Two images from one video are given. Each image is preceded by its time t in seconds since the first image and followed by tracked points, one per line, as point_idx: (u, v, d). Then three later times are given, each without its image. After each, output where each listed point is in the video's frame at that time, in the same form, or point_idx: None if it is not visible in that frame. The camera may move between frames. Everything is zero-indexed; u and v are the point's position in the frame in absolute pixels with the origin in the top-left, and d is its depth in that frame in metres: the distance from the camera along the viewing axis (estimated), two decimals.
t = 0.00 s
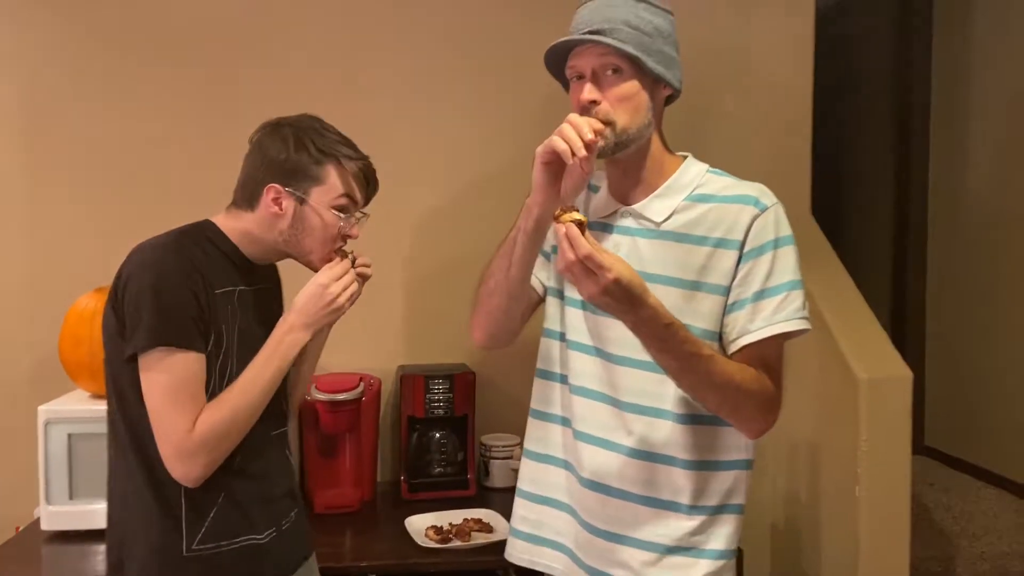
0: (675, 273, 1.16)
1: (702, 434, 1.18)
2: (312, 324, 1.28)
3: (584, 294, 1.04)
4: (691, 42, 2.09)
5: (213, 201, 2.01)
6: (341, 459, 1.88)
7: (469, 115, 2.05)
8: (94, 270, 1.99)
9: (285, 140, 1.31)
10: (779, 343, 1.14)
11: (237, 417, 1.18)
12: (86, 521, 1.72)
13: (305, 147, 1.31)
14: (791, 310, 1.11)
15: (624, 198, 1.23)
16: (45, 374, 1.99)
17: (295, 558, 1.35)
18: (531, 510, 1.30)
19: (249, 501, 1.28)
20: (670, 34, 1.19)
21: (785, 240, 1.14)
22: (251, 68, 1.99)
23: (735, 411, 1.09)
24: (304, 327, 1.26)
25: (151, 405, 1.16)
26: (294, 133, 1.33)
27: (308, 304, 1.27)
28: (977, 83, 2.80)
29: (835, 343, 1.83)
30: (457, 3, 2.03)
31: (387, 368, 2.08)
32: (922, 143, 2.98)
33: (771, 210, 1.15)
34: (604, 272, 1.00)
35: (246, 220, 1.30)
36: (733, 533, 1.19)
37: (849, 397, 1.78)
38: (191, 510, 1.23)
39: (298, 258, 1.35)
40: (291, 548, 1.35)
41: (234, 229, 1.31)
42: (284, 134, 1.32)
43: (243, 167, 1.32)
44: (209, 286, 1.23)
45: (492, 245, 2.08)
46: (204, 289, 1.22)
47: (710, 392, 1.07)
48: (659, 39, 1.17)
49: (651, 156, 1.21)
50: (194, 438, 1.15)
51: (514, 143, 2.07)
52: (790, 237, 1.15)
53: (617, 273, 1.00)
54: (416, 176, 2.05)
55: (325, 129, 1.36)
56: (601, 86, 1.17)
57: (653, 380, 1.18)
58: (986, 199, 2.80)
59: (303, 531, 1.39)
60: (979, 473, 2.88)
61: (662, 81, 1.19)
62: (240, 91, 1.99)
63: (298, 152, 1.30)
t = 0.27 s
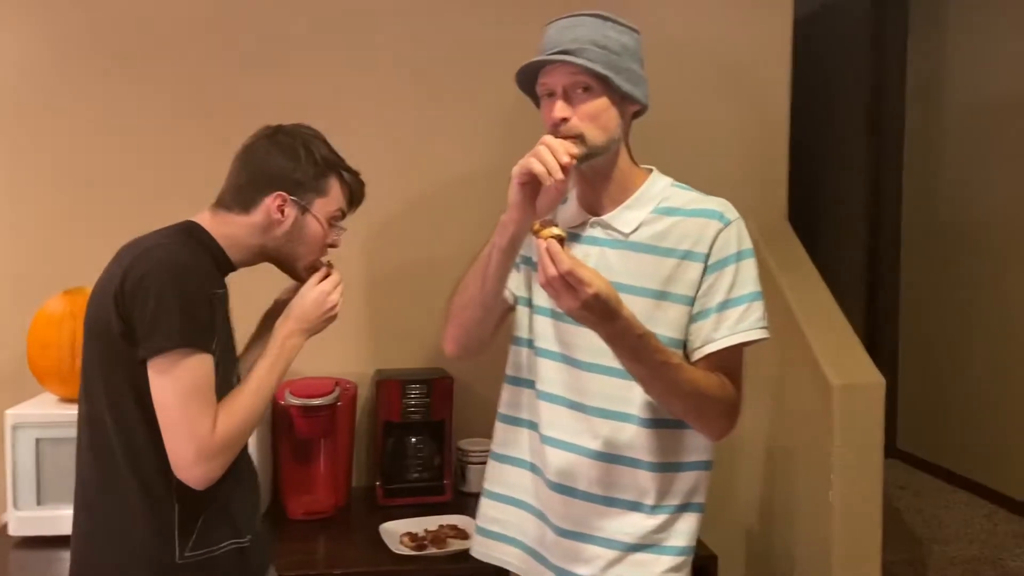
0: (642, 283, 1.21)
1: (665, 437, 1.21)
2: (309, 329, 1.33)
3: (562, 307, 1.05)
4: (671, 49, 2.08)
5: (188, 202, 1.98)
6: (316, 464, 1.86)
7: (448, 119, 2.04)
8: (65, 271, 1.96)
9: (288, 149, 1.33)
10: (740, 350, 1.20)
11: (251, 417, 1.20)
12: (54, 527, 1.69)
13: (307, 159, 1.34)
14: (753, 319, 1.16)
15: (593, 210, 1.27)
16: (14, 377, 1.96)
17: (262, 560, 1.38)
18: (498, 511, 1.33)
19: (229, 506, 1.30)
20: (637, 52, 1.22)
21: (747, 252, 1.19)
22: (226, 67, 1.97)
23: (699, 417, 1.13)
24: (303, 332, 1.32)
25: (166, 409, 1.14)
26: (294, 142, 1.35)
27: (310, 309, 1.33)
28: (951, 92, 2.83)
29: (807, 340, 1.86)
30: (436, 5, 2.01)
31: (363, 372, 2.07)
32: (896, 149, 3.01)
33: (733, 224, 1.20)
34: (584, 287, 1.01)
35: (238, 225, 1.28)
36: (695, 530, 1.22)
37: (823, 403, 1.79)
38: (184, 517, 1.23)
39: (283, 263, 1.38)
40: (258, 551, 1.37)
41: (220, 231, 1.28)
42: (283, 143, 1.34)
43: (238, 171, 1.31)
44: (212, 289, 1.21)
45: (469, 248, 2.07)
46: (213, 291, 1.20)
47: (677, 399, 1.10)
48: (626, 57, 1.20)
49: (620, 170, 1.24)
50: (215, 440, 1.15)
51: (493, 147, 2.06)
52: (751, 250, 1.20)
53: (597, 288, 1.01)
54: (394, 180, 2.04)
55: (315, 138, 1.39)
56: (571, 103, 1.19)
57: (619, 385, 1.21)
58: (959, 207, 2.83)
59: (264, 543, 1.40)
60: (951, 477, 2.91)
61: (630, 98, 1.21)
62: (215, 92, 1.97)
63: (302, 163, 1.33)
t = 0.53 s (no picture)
0: (622, 285, 1.22)
1: (640, 435, 1.22)
2: (303, 328, 1.36)
3: (543, 306, 1.05)
4: (658, 51, 2.10)
5: (173, 198, 1.97)
6: (300, 461, 1.86)
7: (435, 118, 2.04)
8: (48, 266, 1.95)
9: (288, 150, 1.33)
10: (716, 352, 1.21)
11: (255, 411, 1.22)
12: (37, 524, 1.67)
13: (306, 161, 1.34)
14: (728, 323, 1.18)
15: (574, 212, 1.27)
16: None
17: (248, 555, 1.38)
18: (473, 504, 1.33)
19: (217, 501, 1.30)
20: (619, 59, 1.23)
21: (724, 257, 1.21)
22: (213, 63, 1.96)
23: (676, 418, 1.14)
24: (297, 331, 1.34)
25: (179, 404, 1.14)
26: (294, 144, 1.35)
27: (304, 309, 1.36)
28: (934, 95, 2.86)
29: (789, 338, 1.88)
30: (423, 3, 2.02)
31: (348, 370, 2.07)
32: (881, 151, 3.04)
33: (712, 229, 1.22)
34: (566, 287, 1.02)
35: (235, 222, 1.28)
36: (666, 525, 1.23)
37: (805, 403, 1.80)
38: (182, 513, 1.23)
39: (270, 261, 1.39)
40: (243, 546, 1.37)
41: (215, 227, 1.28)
42: (283, 142, 1.34)
43: (236, 167, 1.30)
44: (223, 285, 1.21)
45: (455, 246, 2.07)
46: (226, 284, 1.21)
47: (655, 399, 1.11)
48: (609, 62, 1.21)
49: (601, 174, 1.25)
50: (230, 433, 1.17)
51: (480, 146, 2.06)
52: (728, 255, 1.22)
53: (579, 287, 1.02)
54: (381, 178, 2.04)
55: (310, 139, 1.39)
56: (554, 105, 1.20)
57: (598, 384, 1.22)
58: (942, 209, 2.86)
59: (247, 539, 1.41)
60: (932, 477, 2.94)
61: (610, 102, 1.22)
62: (201, 88, 1.96)
63: (303, 166, 1.33)
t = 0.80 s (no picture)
0: (621, 278, 1.22)
1: (638, 427, 1.23)
2: (308, 322, 1.39)
3: (542, 298, 1.05)
4: (660, 46, 2.09)
5: (174, 190, 1.98)
6: (301, 451, 1.86)
7: (436, 112, 2.04)
8: (50, 256, 1.96)
9: (299, 146, 1.35)
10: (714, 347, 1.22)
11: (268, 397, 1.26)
12: (39, 510, 1.69)
13: (316, 158, 1.36)
14: (727, 317, 1.18)
15: (575, 205, 1.28)
16: None
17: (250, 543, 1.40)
18: (473, 493, 1.35)
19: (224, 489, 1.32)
20: (619, 53, 1.23)
21: (723, 252, 1.21)
22: (215, 54, 1.96)
23: (674, 411, 1.14)
24: (304, 324, 1.37)
25: (201, 391, 1.16)
26: (305, 140, 1.36)
27: (310, 304, 1.38)
28: (938, 91, 2.86)
29: (789, 329, 1.89)
30: None
31: (348, 362, 2.08)
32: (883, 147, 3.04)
33: (711, 224, 1.23)
34: (565, 279, 1.02)
35: (246, 215, 1.30)
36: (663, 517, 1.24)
37: (803, 397, 1.81)
38: (198, 497, 1.25)
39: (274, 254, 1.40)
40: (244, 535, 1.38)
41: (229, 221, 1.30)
42: (295, 139, 1.35)
43: (247, 161, 1.31)
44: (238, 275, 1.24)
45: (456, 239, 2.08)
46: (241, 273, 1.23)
47: (653, 392, 1.11)
48: (609, 58, 1.21)
49: (601, 168, 1.25)
50: (250, 419, 1.21)
51: (481, 140, 2.07)
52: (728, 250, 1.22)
53: (578, 280, 1.02)
54: (381, 171, 2.04)
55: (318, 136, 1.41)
56: (553, 102, 1.20)
57: (596, 376, 1.23)
58: (944, 206, 2.85)
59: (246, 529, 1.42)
60: (931, 473, 2.94)
61: (612, 98, 1.22)
62: (203, 80, 1.96)
63: (314, 164, 1.35)
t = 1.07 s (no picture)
0: (640, 277, 1.21)
1: (657, 429, 1.22)
2: (327, 320, 1.40)
3: (558, 296, 1.06)
4: (675, 44, 2.09)
5: (191, 187, 2.00)
6: (314, 446, 1.87)
7: (451, 110, 2.05)
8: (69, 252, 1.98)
9: (321, 148, 1.37)
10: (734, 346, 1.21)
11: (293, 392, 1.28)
12: (58, 503, 1.71)
13: (338, 161, 1.39)
14: (747, 317, 1.18)
15: (593, 202, 1.27)
16: (17, 354, 1.98)
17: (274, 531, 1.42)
18: (490, 491, 1.35)
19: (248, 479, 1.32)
20: (638, 48, 1.23)
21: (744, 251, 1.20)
22: (231, 51, 1.98)
23: (692, 411, 1.14)
24: (324, 323, 1.39)
25: (229, 381, 1.19)
26: (326, 143, 1.39)
27: (330, 303, 1.40)
28: (957, 89, 2.83)
29: (805, 327, 1.88)
30: None
31: (362, 358, 2.09)
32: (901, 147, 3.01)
33: (732, 222, 1.21)
34: (580, 278, 1.02)
35: (270, 214, 1.32)
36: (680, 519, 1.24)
37: (819, 398, 1.80)
38: (224, 490, 1.27)
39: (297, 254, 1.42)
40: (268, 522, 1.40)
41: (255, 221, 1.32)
42: (318, 143, 1.38)
43: (271, 161, 1.33)
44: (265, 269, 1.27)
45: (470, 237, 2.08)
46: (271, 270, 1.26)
47: (671, 392, 1.11)
48: (628, 53, 1.20)
49: (620, 165, 1.24)
50: (275, 410, 1.23)
51: (495, 138, 2.07)
52: (749, 249, 1.21)
53: (594, 278, 1.02)
54: (397, 168, 2.05)
55: (340, 140, 1.43)
56: (571, 98, 1.20)
57: (615, 376, 1.22)
58: (963, 205, 2.82)
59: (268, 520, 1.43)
60: (947, 475, 2.92)
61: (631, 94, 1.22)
62: (220, 78, 1.98)
63: (336, 166, 1.38)
